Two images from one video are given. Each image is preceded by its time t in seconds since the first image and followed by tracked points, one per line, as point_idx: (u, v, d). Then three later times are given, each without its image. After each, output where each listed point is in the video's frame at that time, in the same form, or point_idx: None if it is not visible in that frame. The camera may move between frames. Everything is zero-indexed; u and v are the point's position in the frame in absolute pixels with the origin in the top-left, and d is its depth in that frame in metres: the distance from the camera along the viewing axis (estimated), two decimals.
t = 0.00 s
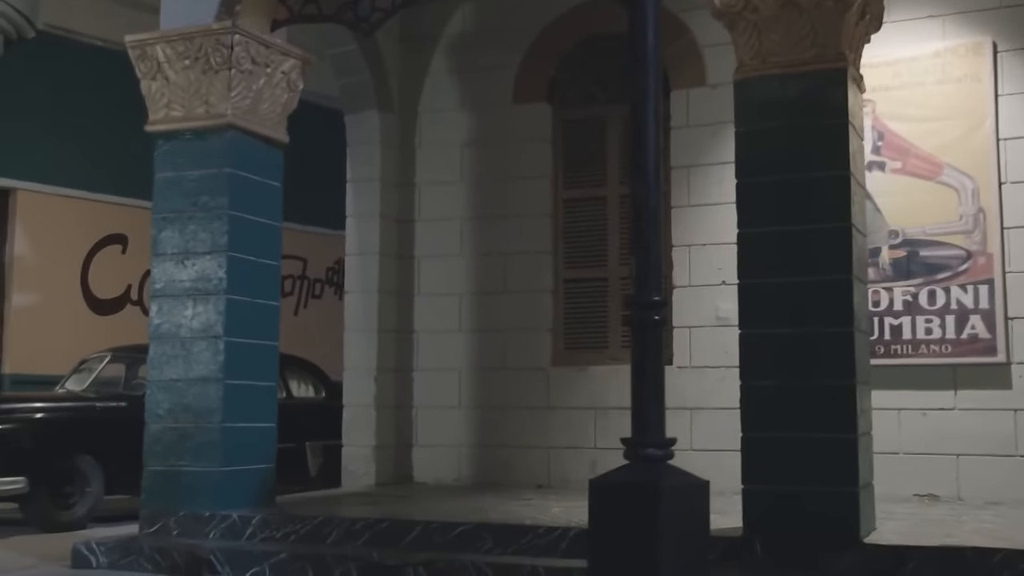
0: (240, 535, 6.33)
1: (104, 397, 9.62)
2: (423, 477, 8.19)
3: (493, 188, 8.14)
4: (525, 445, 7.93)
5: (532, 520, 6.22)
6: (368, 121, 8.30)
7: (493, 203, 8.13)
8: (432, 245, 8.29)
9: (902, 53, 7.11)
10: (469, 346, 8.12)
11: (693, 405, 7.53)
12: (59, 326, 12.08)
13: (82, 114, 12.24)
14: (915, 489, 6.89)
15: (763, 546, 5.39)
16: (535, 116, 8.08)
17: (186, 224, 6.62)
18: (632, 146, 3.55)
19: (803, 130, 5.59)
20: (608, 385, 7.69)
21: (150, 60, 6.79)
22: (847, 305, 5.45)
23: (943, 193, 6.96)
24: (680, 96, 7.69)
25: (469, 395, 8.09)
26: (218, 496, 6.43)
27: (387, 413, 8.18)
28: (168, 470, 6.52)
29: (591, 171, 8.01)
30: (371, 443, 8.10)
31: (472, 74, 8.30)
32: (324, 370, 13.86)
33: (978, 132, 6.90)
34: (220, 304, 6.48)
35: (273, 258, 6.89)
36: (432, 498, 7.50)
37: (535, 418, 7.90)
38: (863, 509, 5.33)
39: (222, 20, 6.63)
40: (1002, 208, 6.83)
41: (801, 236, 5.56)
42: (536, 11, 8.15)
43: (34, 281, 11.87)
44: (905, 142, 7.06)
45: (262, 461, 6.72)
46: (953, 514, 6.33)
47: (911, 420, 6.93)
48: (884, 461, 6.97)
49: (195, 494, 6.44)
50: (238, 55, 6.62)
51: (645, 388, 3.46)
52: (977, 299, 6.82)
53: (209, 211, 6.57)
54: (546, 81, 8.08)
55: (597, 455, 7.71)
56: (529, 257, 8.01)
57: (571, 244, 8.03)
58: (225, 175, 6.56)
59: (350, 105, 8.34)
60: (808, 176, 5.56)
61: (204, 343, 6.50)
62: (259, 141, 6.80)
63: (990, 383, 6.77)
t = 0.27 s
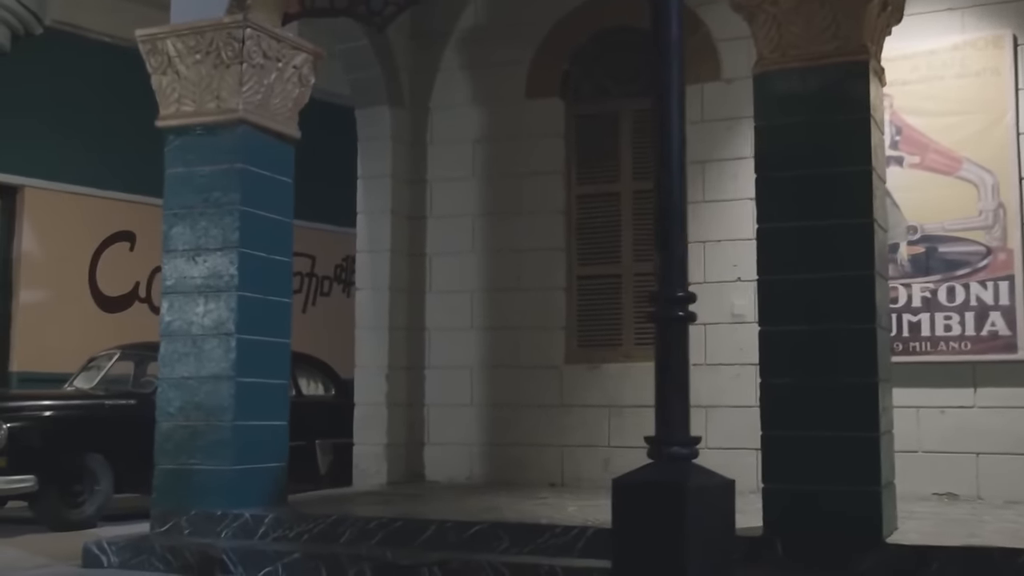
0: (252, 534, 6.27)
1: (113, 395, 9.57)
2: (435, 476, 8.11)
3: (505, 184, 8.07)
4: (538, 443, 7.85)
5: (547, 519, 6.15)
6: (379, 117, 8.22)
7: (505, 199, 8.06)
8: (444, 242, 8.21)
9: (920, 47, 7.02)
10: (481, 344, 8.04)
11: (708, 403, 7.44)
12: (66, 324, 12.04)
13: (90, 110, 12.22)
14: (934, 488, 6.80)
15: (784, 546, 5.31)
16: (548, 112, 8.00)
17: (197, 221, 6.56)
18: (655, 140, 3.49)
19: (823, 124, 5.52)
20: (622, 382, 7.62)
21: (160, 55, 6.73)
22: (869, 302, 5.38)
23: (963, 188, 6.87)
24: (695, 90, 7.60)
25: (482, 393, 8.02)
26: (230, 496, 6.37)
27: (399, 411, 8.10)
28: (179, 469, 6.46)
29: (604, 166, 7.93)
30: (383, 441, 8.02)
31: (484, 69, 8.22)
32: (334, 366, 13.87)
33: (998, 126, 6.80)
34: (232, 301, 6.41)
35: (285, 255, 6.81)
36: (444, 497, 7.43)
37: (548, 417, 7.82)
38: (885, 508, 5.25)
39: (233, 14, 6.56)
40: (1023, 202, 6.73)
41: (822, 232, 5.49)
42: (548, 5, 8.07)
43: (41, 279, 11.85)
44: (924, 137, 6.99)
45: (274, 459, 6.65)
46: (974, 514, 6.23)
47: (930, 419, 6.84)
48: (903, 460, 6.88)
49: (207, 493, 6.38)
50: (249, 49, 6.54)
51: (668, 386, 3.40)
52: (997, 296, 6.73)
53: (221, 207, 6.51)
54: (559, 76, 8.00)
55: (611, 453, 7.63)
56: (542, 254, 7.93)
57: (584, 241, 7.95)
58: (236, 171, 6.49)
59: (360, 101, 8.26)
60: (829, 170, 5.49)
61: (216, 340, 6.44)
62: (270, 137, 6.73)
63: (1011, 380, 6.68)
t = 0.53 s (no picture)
0: (266, 534, 6.19)
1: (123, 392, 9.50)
2: (448, 474, 8.02)
3: (519, 179, 7.98)
4: (552, 441, 7.76)
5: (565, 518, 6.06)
6: (392, 111, 8.13)
7: (519, 194, 7.97)
8: (457, 237, 8.12)
9: (942, 38, 6.91)
10: (494, 340, 7.96)
11: (725, 401, 7.33)
12: (74, 322, 11.98)
13: (100, 107, 12.20)
14: (956, 487, 6.70)
15: (807, 546, 5.21)
16: (562, 106, 7.91)
17: (209, 217, 6.48)
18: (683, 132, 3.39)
19: (847, 117, 5.42)
20: (638, 380, 7.53)
21: (171, 48, 6.64)
22: (894, 298, 5.29)
23: (985, 182, 6.79)
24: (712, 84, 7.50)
25: (495, 390, 7.93)
26: (243, 495, 6.29)
27: (411, 408, 8.02)
28: (191, 467, 6.38)
29: (619, 161, 7.84)
30: (395, 439, 7.94)
31: (498, 63, 8.13)
32: (343, 364, 13.80)
33: (1021, 120, 6.70)
34: (245, 297, 6.33)
35: (298, 251, 6.73)
36: (458, 495, 7.34)
37: (563, 414, 7.74)
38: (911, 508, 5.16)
39: (246, 7, 6.50)
40: None
41: (846, 227, 5.39)
42: None
43: (50, 276, 11.80)
44: (945, 131, 6.89)
45: (287, 458, 6.57)
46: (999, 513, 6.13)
47: (952, 417, 6.74)
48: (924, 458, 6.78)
49: (220, 492, 6.30)
50: (262, 42, 6.46)
51: (695, 386, 3.28)
52: (1020, 293, 6.64)
53: (233, 201, 6.43)
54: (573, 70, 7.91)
55: (627, 452, 7.54)
56: (556, 250, 7.84)
57: (599, 237, 7.85)
58: (249, 166, 6.41)
59: (372, 95, 8.16)
60: (853, 164, 5.39)
61: (228, 337, 6.36)
62: (283, 131, 6.65)
63: None
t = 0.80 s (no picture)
0: (278, 534, 6.12)
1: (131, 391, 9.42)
2: (459, 474, 7.93)
3: (532, 175, 7.89)
4: (566, 440, 7.67)
5: (582, 518, 5.97)
6: (403, 106, 8.05)
7: (532, 190, 7.88)
8: (468, 234, 8.03)
9: (962, 32, 6.82)
10: (507, 338, 7.87)
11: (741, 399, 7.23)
12: (79, 320, 11.90)
13: (109, 104, 12.15)
14: (976, 486, 6.61)
15: (830, 546, 5.12)
16: (575, 101, 7.82)
17: (220, 213, 6.40)
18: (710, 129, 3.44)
19: (870, 110, 5.33)
20: (653, 377, 7.44)
21: (182, 42, 6.55)
22: (918, 294, 5.19)
23: (1006, 177, 6.69)
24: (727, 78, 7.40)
25: (508, 389, 7.85)
26: (255, 495, 6.20)
27: (423, 407, 7.93)
28: (202, 467, 6.30)
29: (633, 157, 7.75)
30: (406, 438, 7.85)
31: (510, 58, 8.04)
32: (353, 362, 13.82)
33: None
34: (256, 294, 6.25)
35: (309, 248, 6.64)
36: (471, 495, 7.25)
37: (577, 413, 7.65)
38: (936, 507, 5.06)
39: None
40: None
41: (869, 221, 5.30)
42: None
43: (56, 274, 11.72)
44: (965, 125, 6.80)
45: (299, 457, 6.49)
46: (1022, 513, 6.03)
47: (972, 414, 6.65)
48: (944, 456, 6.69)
49: (231, 491, 6.23)
50: (273, 36, 6.37)
51: (723, 382, 3.36)
52: None
53: (244, 197, 6.35)
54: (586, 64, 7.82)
55: (641, 450, 7.45)
56: (569, 246, 7.75)
57: (612, 233, 7.77)
58: (260, 161, 6.33)
59: (383, 90, 8.07)
60: (875, 158, 5.30)
61: (239, 335, 6.28)
62: (294, 126, 6.56)
63: None
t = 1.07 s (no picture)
0: (291, 534, 6.06)
1: (141, 391, 9.36)
2: (471, 474, 7.86)
3: (544, 172, 7.81)
4: (579, 440, 7.60)
5: (598, 519, 5.90)
6: (414, 104, 7.96)
7: (545, 188, 7.80)
8: (480, 232, 7.96)
9: (982, 26, 6.74)
10: (519, 337, 7.80)
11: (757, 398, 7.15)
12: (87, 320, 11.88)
13: (121, 103, 12.10)
14: (996, 487, 6.52)
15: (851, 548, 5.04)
16: (588, 98, 7.75)
17: (231, 211, 6.34)
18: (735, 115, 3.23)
19: (892, 105, 5.25)
20: (668, 377, 7.37)
21: (193, 38, 6.49)
22: (941, 291, 5.12)
23: None
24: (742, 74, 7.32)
25: (520, 388, 7.77)
26: (267, 495, 6.14)
27: (435, 407, 7.86)
28: (214, 467, 6.24)
29: (647, 154, 7.68)
30: (418, 438, 7.78)
31: (522, 54, 7.97)
32: (362, 361, 13.78)
33: None
34: (268, 293, 6.19)
35: (321, 246, 6.57)
36: (483, 495, 7.18)
37: (590, 413, 7.58)
38: (959, 508, 4.98)
39: None
40: None
41: (890, 218, 5.22)
42: None
43: (64, 273, 11.70)
44: (984, 121, 6.72)
45: (311, 457, 6.42)
46: None
47: (992, 414, 6.55)
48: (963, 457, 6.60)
49: (243, 492, 6.17)
50: (285, 31, 6.30)
51: (749, 386, 3.13)
52: None
53: (256, 195, 6.29)
54: (600, 61, 7.74)
55: (656, 450, 7.37)
56: (582, 245, 7.67)
57: (626, 231, 7.69)
58: (272, 158, 6.27)
59: (394, 87, 8.00)
60: (897, 154, 5.23)
61: (251, 334, 6.22)
62: (306, 123, 6.50)
63: None
